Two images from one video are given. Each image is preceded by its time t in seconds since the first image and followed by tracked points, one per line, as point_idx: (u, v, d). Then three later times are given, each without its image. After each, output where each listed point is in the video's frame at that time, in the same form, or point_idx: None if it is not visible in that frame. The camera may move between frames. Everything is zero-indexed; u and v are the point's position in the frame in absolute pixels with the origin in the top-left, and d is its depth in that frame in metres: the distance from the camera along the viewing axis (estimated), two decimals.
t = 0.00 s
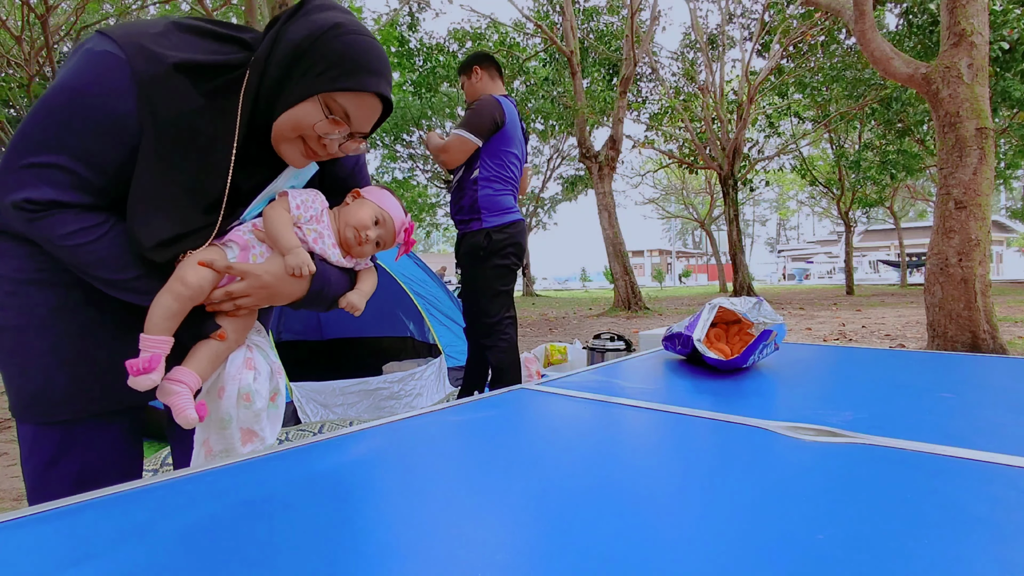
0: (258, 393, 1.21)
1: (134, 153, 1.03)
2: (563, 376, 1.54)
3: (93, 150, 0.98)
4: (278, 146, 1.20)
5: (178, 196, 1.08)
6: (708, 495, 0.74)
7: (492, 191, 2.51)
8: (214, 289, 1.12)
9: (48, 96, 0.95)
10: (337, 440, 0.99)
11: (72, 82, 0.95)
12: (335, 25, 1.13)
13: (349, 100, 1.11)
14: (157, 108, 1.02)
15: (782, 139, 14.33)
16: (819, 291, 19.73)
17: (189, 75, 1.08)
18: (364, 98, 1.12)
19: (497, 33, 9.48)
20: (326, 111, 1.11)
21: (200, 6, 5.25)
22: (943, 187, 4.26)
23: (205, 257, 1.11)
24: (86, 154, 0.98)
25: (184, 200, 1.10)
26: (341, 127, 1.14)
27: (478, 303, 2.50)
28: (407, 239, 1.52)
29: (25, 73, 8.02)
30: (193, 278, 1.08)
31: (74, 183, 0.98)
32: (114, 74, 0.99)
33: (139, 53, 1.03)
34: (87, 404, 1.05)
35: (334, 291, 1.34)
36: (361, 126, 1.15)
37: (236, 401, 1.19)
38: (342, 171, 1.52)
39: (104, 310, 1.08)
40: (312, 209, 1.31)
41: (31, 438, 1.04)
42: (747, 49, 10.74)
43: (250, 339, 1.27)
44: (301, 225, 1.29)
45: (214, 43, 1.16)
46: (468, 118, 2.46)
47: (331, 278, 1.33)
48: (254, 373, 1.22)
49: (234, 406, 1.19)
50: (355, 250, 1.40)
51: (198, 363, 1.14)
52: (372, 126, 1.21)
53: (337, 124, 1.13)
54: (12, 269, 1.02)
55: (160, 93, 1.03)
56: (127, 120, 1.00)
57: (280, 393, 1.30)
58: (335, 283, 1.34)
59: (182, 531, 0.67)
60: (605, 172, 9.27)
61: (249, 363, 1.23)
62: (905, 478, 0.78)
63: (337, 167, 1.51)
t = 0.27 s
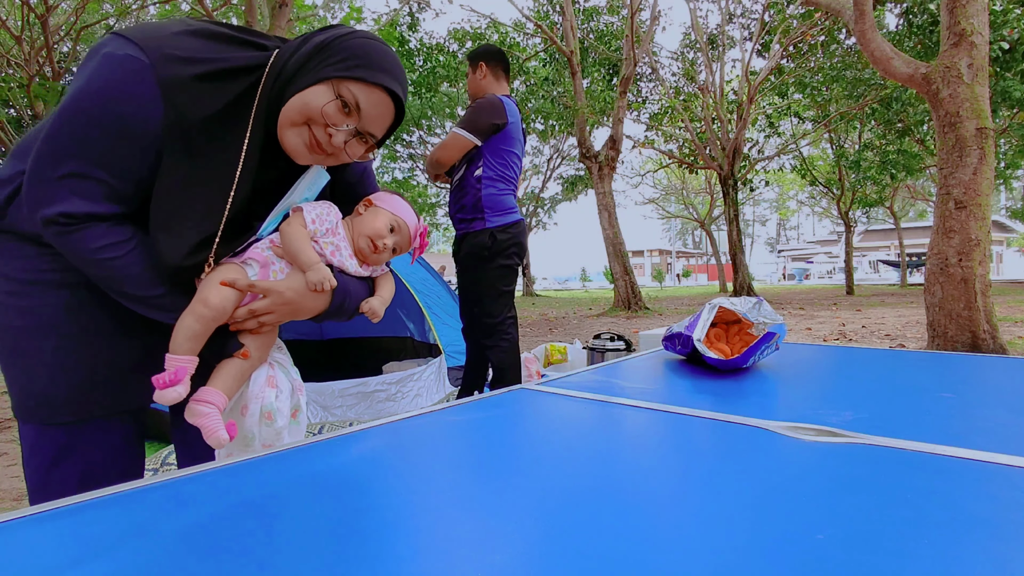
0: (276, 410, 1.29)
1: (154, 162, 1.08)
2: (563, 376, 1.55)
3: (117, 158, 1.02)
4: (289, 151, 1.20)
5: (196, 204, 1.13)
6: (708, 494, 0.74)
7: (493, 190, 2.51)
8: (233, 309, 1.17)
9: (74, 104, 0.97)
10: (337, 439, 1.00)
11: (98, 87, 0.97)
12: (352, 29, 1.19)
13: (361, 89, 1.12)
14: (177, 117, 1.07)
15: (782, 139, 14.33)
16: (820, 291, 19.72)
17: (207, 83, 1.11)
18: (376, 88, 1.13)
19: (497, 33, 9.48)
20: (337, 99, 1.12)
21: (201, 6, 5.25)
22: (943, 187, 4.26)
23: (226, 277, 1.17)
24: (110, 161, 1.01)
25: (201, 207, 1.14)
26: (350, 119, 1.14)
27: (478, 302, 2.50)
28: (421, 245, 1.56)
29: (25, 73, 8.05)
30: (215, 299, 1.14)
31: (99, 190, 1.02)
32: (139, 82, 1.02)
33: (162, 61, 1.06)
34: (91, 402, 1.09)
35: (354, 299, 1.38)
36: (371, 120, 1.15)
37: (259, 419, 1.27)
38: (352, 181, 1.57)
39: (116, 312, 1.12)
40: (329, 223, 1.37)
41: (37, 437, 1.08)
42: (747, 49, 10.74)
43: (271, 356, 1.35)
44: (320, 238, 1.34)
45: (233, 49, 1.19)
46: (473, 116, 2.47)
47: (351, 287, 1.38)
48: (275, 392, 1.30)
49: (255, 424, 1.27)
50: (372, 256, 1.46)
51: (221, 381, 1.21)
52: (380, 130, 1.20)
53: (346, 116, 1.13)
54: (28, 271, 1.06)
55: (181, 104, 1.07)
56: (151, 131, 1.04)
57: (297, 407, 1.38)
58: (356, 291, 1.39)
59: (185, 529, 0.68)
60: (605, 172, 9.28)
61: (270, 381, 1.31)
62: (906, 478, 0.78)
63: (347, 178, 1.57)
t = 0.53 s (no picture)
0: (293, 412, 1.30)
1: (165, 163, 1.08)
2: (563, 376, 1.54)
3: (130, 161, 1.02)
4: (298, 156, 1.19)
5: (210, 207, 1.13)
6: (708, 495, 0.74)
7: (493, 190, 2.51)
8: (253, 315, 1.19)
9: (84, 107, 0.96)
10: (338, 439, 1.00)
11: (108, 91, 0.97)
12: (362, 37, 1.19)
13: (372, 98, 1.12)
14: (187, 119, 1.07)
15: (782, 139, 14.33)
16: (819, 291, 19.71)
17: (217, 85, 1.11)
18: (386, 96, 1.13)
19: (497, 33, 9.48)
20: (347, 107, 1.11)
21: (200, 6, 5.24)
22: (943, 187, 4.26)
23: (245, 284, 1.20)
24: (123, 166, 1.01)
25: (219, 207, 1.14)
26: (361, 126, 1.13)
27: (479, 303, 2.49)
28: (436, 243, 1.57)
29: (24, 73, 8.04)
30: (236, 306, 1.16)
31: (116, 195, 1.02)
32: (150, 87, 1.02)
33: (172, 64, 1.06)
34: (94, 402, 1.09)
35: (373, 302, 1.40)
36: (381, 128, 1.15)
37: (277, 423, 1.29)
38: (361, 185, 1.58)
39: (119, 311, 1.12)
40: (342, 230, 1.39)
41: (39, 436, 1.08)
42: (747, 49, 10.74)
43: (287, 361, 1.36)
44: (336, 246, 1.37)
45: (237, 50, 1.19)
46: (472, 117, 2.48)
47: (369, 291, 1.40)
48: (293, 396, 1.32)
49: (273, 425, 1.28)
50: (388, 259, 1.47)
51: (240, 388, 1.22)
52: (390, 137, 1.21)
53: (356, 123, 1.13)
54: (24, 270, 1.07)
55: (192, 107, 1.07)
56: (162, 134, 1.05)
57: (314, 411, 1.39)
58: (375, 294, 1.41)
59: (185, 530, 0.68)
60: (605, 172, 9.27)
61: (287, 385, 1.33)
62: (907, 479, 0.78)
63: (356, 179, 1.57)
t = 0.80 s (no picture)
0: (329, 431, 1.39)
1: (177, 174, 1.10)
2: (563, 376, 1.54)
3: (140, 175, 1.04)
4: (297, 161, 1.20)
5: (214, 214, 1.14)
6: (706, 494, 0.74)
7: (494, 190, 2.51)
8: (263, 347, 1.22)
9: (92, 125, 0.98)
10: (338, 439, 1.00)
11: (113, 108, 0.99)
12: (354, 36, 1.18)
13: (367, 98, 1.12)
14: (195, 129, 1.08)
15: (782, 139, 14.33)
16: (819, 291, 19.72)
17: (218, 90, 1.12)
18: (382, 95, 1.13)
19: (497, 33, 9.47)
20: (343, 108, 1.11)
21: (200, 6, 5.24)
22: (943, 187, 4.26)
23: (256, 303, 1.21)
24: (133, 179, 1.03)
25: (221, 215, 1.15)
26: (359, 127, 1.13)
27: (479, 304, 2.50)
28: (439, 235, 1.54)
29: (24, 72, 8.05)
30: (245, 340, 1.18)
31: (130, 209, 1.04)
32: (156, 97, 1.03)
33: (174, 73, 1.06)
34: (93, 402, 1.09)
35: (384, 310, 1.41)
36: (379, 127, 1.15)
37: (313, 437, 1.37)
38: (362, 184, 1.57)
39: (116, 311, 1.11)
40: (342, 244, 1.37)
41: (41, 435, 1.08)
42: (747, 49, 10.74)
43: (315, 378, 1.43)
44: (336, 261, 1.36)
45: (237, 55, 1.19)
46: (473, 117, 2.49)
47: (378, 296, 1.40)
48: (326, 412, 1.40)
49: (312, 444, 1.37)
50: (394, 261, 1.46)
51: (272, 415, 1.28)
52: (389, 134, 1.20)
53: (355, 124, 1.13)
54: (26, 270, 1.08)
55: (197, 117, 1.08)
56: (169, 144, 1.06)
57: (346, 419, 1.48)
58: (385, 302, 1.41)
59: (184, 529, 0.68)
60: (605, 172, 9.27)
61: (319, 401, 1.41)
62: (907, 478, 0.78)
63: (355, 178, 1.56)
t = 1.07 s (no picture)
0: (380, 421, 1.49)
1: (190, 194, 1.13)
2: (563, 376, 1.54)
3: (159, 203, 1.07)
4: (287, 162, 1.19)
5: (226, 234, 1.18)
6: (706, 494, 0.74)
7: (496, 190, 2.51)
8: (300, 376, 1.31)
9: (110, 159, 1.00)
10: (338, 439, 1.00)
11: (132, 142, 1.01)
12: (332, 29, 1.16)
13: (350, 90, 1.10)
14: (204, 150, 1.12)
15: (782, 139, 14.32)
16: (820, 291, 19.70)
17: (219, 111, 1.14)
18: (365, 85, 1.11)
19: (497, 33, 9.47)
20: (326, 101, 1.10)
21: (201, 7, 5.24)
22: (943, 187, 4.26)
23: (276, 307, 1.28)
24: (154, 209, 1.06)
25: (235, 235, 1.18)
26: (344, 121, 1.12)
27: (480, 303, 2.50)
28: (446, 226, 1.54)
29: (24, 72, 8.05)
30: (281, 374, 1.27)
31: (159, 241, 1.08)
32: (162, 126, 1.05)
33: (177, 100, 1.08)
34: (95, 404, 1.09)
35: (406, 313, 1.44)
36: (366, 119, 1.13)
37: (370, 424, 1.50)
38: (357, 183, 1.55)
39: (118, 309, 1.11)
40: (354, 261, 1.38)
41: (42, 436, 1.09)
42: (747, 49, 10.74)
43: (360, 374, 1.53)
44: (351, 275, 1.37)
45: (231, 70, 1.19)
46: (475, 117, 2.49)
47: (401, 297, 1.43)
48: (377, 405, 1.51)
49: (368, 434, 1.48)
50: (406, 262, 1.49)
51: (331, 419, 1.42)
52: (379, 127, 1.19)
53: (341, 117, 1.12)
54: (27, 271, 1.08)
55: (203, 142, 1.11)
56: (180, 169, 1.09)
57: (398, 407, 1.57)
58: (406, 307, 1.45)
59: (185, 528, 0.68)
60: (604, 172, 9.27)
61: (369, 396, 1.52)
62: (906, 478, 0.78)
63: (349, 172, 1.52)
